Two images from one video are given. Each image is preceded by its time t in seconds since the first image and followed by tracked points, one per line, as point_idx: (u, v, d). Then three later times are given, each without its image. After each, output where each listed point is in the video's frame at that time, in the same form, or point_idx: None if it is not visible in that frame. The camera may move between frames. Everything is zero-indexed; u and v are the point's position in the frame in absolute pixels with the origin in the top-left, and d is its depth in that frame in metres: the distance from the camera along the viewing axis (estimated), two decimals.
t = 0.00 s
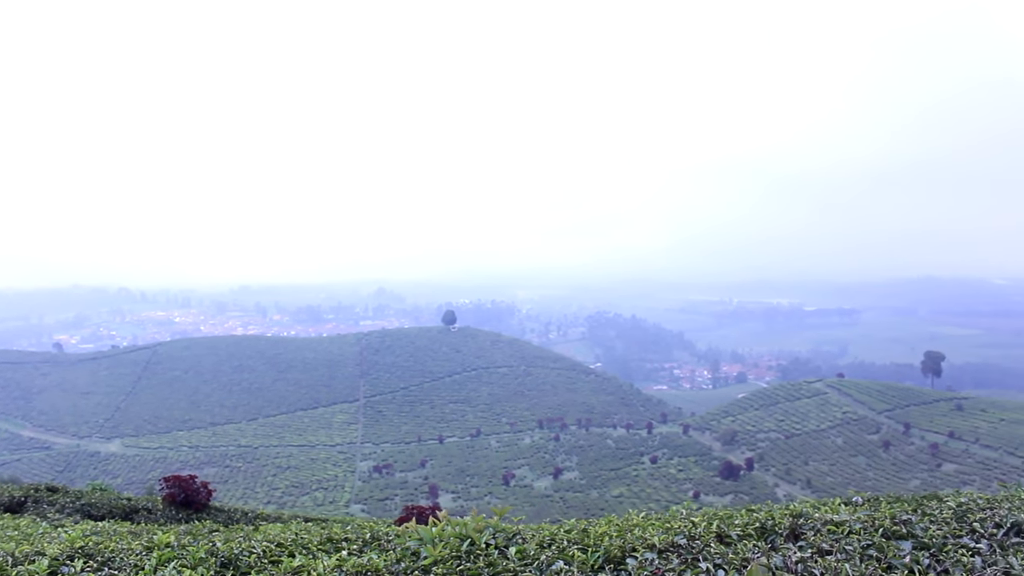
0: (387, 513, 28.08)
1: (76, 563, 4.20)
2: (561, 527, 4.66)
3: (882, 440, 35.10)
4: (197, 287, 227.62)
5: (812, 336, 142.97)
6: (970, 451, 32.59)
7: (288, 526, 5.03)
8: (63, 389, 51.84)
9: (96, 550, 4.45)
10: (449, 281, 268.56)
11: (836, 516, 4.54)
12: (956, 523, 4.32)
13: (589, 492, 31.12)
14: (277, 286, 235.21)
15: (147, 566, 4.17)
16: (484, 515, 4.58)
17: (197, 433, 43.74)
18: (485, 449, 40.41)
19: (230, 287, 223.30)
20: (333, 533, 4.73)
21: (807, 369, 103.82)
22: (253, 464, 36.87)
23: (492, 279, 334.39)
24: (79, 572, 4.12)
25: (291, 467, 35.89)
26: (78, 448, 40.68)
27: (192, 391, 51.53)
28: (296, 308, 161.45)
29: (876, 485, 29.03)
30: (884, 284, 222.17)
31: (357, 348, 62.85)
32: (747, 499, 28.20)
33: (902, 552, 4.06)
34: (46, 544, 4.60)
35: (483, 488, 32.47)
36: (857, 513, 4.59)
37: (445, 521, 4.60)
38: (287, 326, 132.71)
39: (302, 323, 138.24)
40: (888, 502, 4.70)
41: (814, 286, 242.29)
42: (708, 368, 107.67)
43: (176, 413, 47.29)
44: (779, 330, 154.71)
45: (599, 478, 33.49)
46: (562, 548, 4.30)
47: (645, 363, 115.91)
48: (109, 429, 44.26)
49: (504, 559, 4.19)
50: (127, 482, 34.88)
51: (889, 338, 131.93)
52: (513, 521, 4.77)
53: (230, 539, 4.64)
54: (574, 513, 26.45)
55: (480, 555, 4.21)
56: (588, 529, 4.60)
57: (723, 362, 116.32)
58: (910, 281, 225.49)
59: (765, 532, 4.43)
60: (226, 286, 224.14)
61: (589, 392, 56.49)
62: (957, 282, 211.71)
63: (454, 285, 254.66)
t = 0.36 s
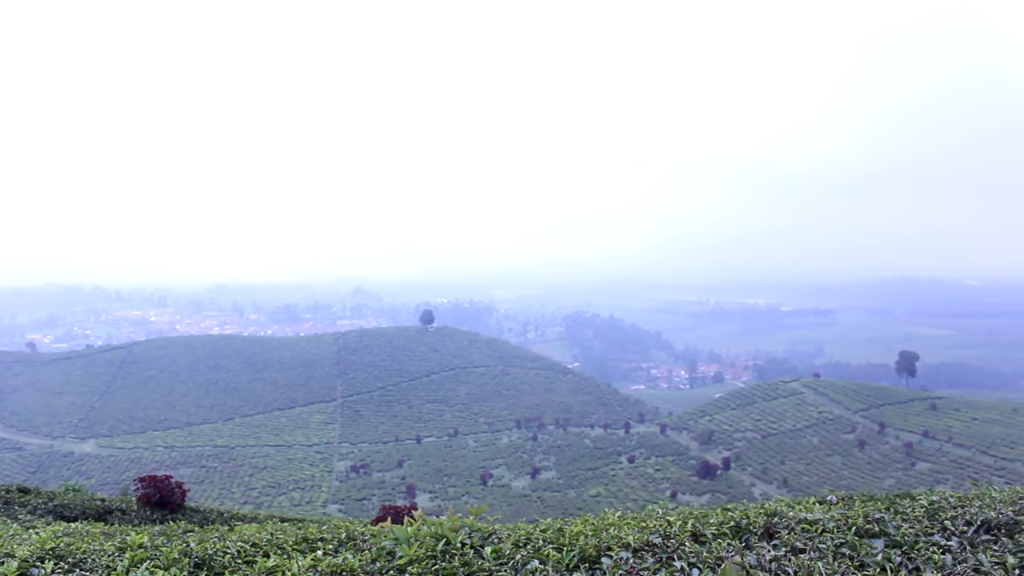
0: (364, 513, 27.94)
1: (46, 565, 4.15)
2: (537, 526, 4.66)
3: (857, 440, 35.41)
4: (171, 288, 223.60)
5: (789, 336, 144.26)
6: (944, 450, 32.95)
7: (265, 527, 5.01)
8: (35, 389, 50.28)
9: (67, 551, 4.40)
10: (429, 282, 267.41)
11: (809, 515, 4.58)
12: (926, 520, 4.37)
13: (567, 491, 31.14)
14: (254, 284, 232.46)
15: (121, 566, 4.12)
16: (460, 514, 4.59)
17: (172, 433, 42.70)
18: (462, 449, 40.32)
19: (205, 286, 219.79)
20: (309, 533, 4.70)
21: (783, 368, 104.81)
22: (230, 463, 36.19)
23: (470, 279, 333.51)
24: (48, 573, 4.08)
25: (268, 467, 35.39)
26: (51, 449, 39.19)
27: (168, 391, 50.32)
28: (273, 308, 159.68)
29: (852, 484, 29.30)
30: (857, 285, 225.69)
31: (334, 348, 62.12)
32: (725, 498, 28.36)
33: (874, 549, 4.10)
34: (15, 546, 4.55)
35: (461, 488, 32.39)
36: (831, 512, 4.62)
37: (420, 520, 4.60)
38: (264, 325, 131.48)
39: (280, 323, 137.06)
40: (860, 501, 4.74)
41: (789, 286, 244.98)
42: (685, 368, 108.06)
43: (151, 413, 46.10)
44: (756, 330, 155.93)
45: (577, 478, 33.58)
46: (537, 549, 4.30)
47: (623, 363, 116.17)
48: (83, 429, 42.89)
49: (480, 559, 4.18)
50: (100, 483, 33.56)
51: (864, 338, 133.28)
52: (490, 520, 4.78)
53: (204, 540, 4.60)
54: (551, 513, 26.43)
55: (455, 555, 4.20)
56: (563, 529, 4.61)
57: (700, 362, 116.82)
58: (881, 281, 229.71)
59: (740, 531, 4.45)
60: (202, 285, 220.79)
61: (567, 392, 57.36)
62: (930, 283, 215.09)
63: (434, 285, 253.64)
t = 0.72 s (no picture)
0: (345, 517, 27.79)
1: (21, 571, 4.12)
2: (517, 529, 4.65)
3: (837, 441, 35.72)
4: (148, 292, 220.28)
5: (770, 339, 145.33)
6: (923, 452, 33.19)
7: (245, 532, 4.98)
8: (10, 395, 49.09)
9: (43, 558, 4.37)
10: (412, 285, 266.97)
11: (788, 516, 4.59)
12: (904, 520, 4.39)
13: (548, 495, 31.13)
14: (234, 287, 230.62)
15: (97, 572, 4.09)
16: (440, 517, 4.59)
17: (151, 438, 42.00)
18: (443, 453, 40.26)
19: (183, 289, 216.78)
20: (289, 538, 4.68)
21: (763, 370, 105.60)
22: (210, 468, 35.70)
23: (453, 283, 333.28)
24: None
25: (249, 471, 35.02)
26: (28, 455, 38.21)
27: (147, 396, 49.51)
28: (253, 312, 158.43)
29: (832, 485, 29.50)
30: (836, 288, 228.91)
31: (315, 351, 61.68)
32: (705, 500, 28.46)
33: (853, 550, 4.12)
34: None
35: (443, 492, 32.29)
36: (810, 513, 4.64)
37: (400, 524, 4.59)
38: (244, 329, 130.59)
39: (260, 327, 136.14)
40: (840, 502, 4.77)
41: (769, 288, 247.29)
42: (666, 371, 108.46)
43: (130, 418, 45.33)
44: (737, 332, 157.20)
45: (558, 481, 33.63)
46: (517, 552, 4.29)
47: (604, 366, 116.47)
48: (60, 436, 41.96)
49: (460, 561, 4.18)
50: (78, 488, 32.75)
51: (844, 339, 134.45)
52: (469, 523, 4.76)
53: (182, 545, 4.58)
54: (532, 516, 26.44)
55: (435, 558, 4.19)
56: (544, 531, 4.61)
57: (681, 365, 117.37)
58: (858, 283, 233.15)
59: (720, 533, 4.46)
60: (181, 288, 218.26)
61: (548, 396, 57.78)
62: (907, 284, 217.65)
63: (416, 288, 253.42)
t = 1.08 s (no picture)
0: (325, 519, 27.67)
1: None
2: (496, 528, 4.64)
3: (817, 439, 36.05)
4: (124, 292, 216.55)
5: (750, 337, 146.36)
6: (901, 448, 33.44)
7: (223, 534, 4.95)
8: None
9: (19, 563, 4.33)
10: (396, 286, 265.60)
11: (766, 513, 4.63)
12: (880, 516, 4.46)
13: (529, 494, 31.15)
14: (213, 289, 227.82)
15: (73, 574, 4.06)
16: (419, 517, 4.58)
17: (129, 440, 41.37)
18: (424, 453, 40.19)
19: (161, 290, 213.50)
20: (268, 539, 4.67)
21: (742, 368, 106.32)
22: (190, 470, 35.31)
23: (435, 283, 332.53)
24: None
25: (229, 473, 34.72)
26: (2, 459, 37.28)
27: (125, 398, 48.71)
28: (233, 313, 156.93)
29: (811, 483, 29.72)
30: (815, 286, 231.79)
31: (295, 352, 61.29)
32: (685, 498, 28.61)
33: (830, 546, 4.15)
34: None
35: (424, 492, 32.21)
36: (788, 509, 4.68)
37: (379, 524, 4.59)
38: (223, 331, 129.56)
39: (239, 329, 134.85)
40: (818, 499, 4.81)
41: (751, 287, 249.16)
42: (647, 369, 108.85)
43: (109, 421, 44.58)
44: (717, 331, 158.31)
45: (539, 480, 33.65)
46: (496, 551, 4.30)
47: (584, 365, 116.61)
48: (37, 439, 41.06)
49: (438, 562, 4.17)
50: (55, 492, 32.07)
51: (823, 338, 135.50)
52: (448, 523, 4.77)
53: (160, 547, 4.56)
54: (514, 515, 26.44)
55: (413, 557, 4.20)
56: (523, 530, 4.61)
57: (662, 363, 117.87)
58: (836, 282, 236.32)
59: (697, 530, 4.49)
60: (159, 289, 215.20)
61: (529, 395, 58.12)
62: (885, 282, 220.43)
63: (398, 289, 252.42)
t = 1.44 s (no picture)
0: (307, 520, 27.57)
1: None
2: (476, 529, 4.64)
3: (798, 437, 36.35)
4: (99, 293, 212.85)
5: (732, 336, 147.00)
6: (881, 446, 33.73)
7: (202, 536, 4.92)
8: None
9: None
10: (378, 286, 264.22)
11: (745, 510, 4.66)
12: (859, 513, 4.51)
13: (511, 494, 31.15)
14: (194, 289, 225.07)
15: None
16: (399, 518, 4.58)
17: (108, 442, 40.77)
18: (406, 454, 40.11)
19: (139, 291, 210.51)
20: (248, 541, 4.66)
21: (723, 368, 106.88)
22: (170, 472, 34.94)
23: (418, 284, 331.46)
24: None
25: (211, 475, 34.45)
26: None
27: (103, 399, 47.96)
28: (212, 314, 155.14)
29: (792, 482, 29.85)
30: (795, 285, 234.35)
31: (276, 353, 61.00)
32: (666, 497, 28.73)
33: (808, 543, 4.18)
34: None
35: (406, 493, 32.17)
36: (767, 507, 4.71)
37: (359, 524, 4.57)
38: (203, 332, 128.38)
39: (220, 330, 133.97)
40: (797, 497, 4.85)
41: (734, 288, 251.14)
42: (629, 369, 109.05)
43: (87, 421, 43.91)
44: (700, 330, 159.04)
45: (521, 480, 33.66)
46: (476, 550, 4.31)
47: (565, 365, 116.61)
48: (12, 441, 40.25)
49: (419, 561, 4.17)
50: (33, 495, 31.56)
51: (804, 337, 136.61)
52: (429, 523, 4.78)
53: (138, 550, 4.52)
54: (495, 515, 26.43)
55: (394, 558, 4.18)
56: (504, 529, 4.62)
57: (643, 363, 118.21)
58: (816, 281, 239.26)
59: (678, 529, 4.50)
60: (138, 289, 212.74)
61: (511, 395, 58.36)
62: (865, 282, 223.10)
63: (380, 289, 251.28)
